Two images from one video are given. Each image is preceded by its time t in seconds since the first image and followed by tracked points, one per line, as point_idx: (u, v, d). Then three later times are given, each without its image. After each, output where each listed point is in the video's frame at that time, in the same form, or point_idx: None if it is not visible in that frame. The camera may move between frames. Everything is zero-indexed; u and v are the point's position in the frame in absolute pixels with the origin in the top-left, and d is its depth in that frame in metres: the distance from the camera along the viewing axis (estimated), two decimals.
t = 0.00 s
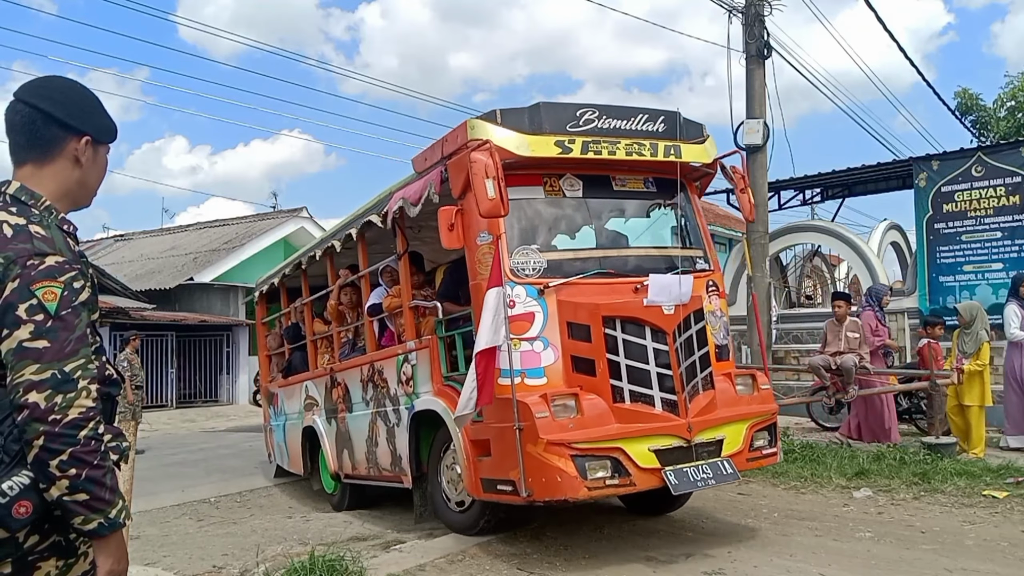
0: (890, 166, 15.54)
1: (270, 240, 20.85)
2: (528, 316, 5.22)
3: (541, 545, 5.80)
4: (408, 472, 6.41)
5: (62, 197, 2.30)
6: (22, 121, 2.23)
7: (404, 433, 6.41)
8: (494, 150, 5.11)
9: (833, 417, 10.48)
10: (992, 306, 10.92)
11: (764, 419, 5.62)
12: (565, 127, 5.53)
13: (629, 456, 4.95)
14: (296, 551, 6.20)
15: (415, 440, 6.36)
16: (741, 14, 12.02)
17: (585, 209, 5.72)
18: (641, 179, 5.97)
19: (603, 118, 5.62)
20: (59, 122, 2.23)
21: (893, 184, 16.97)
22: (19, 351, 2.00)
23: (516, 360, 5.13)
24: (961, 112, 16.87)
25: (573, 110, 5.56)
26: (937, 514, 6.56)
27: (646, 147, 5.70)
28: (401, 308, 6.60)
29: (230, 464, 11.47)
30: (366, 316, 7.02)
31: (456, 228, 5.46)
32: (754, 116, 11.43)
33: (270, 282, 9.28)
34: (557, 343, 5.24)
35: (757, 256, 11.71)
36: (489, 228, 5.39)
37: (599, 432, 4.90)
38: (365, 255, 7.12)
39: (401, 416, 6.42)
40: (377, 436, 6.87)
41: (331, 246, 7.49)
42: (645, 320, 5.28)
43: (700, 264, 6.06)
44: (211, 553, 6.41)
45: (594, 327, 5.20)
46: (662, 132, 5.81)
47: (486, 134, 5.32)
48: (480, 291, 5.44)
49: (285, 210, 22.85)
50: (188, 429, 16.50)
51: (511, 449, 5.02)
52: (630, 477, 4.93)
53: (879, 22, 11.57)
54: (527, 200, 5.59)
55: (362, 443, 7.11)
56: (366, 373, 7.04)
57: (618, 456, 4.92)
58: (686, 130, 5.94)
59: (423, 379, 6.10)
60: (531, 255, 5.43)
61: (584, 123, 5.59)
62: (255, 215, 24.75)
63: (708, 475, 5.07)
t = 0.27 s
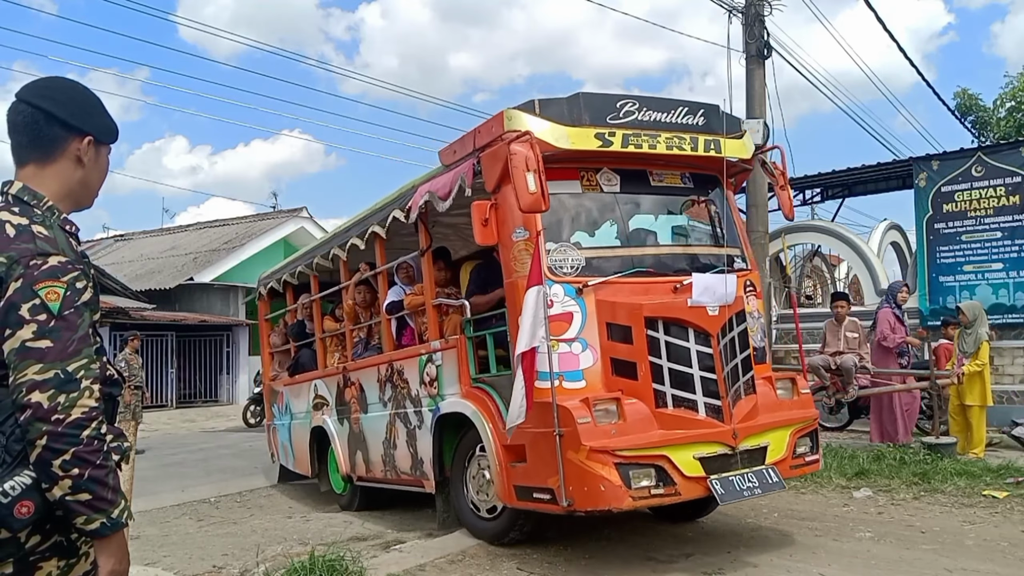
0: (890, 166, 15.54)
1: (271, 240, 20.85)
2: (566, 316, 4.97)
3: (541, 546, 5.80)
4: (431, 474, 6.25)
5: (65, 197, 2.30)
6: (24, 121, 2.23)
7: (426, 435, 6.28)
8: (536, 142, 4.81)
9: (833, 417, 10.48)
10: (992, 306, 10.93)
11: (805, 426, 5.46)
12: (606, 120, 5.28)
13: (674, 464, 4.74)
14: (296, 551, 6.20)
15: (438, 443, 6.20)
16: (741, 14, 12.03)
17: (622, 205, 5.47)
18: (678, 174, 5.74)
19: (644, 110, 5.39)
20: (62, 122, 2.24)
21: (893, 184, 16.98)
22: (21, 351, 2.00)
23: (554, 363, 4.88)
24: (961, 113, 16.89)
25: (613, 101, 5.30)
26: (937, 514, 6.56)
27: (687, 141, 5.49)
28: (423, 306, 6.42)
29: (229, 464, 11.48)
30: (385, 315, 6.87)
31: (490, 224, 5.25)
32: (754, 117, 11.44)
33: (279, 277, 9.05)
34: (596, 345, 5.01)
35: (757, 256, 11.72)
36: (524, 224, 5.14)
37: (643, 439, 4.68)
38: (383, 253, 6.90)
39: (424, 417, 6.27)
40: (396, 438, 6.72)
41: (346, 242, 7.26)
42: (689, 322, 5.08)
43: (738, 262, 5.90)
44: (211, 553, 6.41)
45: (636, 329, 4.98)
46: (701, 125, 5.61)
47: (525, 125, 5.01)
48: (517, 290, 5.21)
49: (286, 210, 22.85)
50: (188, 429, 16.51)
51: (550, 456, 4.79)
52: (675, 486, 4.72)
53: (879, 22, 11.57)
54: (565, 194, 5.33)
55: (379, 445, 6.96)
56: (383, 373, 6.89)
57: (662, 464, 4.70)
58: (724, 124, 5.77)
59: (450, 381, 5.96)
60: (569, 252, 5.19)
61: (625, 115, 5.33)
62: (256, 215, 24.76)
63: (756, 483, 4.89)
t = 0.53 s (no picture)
0: (890, 166, 15.54)
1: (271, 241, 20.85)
2: (604, 325, 4.77)
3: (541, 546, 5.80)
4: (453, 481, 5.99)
5: (65, 197, 2.30)
6: (25, 121, 2.23)
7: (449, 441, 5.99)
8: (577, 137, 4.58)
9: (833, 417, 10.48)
10: (992, 306, 10.94)
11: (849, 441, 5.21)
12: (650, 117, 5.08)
13: (719, 482, 4.48)
14: (296, 551, 6.20)
15: (461, 450, 5.93)
16: (741, 14, 12.03)
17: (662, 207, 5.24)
18: (718, 175, 5.54)
19: (688, 108, 5.19)
20: (63, 122, 2.24)
21: (893, 184, 16.98)
22: (22, 351, 2.00)
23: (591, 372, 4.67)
24: (961, 112, 16.89)
25: (657, 98, 5.11)
26: (937, 514, 6.57)
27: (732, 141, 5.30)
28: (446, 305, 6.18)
29: (229, 464, 11.49)
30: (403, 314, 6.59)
31: (525, 227, 5.03)
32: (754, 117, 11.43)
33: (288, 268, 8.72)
34: (634, 355, 4.81)
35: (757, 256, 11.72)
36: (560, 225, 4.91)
37: (687, 456, 4.43)
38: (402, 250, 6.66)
39: (446, 421, 6.00)
40: (414, 441, 6.45)
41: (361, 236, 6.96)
42: (734, 333, 4.74)
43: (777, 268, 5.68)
44: (211, 553, 6.41)
45: (677, 338, 4.71)
46: (745, 125, 5.42)
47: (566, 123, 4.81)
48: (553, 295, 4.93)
49: (286, 210, 22.85)
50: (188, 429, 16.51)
51: (588, 472, 4.55)
52: (720, 506, 4.46)
53: (879, 22, 11.57)
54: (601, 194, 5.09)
55: (396, 448, 6.68)
56: (402, 373, 6.62)
57: (707, 483, 4.44)
58: (769, 124, 5.58)
59: (475, 386, 5.69)
60: (608, 257, 4.96)
61: (668, 113, 5.14)
62: (255, 215, 24.76)
63: (802, 504, 4.64)
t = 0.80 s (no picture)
0: (890, 166, 15.53)
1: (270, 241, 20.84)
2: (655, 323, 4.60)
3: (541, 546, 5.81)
4: (484, 486, 5.75)
5: (65, 197, 2.30)
6: (25, 121, 2.23)
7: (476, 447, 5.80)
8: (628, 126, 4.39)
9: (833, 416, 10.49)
10: (992, 306, 10.95)
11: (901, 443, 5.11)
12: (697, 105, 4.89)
13: (778, 490, 4.35)
14: (296, 551, 6.20)
15: (490, 455, 5.71)
16: (741, 14, 12.04)
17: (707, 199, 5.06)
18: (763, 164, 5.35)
19: (736, 95, 5.00)
20: (63, 122, 2.24)
21: (893, 184, 16.97)
22: (20, 351, 2.00)
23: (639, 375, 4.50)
24: (961, 112, 16.88)
25: (705, 84, 4.90)
26: (936, 514, 6.57)
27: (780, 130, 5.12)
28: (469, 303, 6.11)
29: (229, 464, 11.49)
30: (425, 312, 6.45)
31: (566, 219, 4.76)
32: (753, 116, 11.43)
33: (299, 264, 8.50)
34: (684, 355, 4.66)
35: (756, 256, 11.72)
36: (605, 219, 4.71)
37: (744, 463, 4.30)
38: (422, 246, 6.57)
39: (474, 425, 5.81)
40: (437, 446, 6.28)
41: (378, 231, 6.95)
42: (789, 330, 4.64)
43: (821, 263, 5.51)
44: (211, 553, 6.41)
45: (732, 338, 4.59)
46: (792, 112, 5.24)
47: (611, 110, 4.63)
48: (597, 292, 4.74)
49: (285, 210, 22.85)
50: (188, 429, 16.50)
51: (642, 481, 4.39)
52: (780, 514, 4.33)
53: (879, 22, 11.57)
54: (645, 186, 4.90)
55: (416, 452, 6.52)
56: (423, 375, 6.44)
57: (768, 490, 4.31)
58: (816, 111, 5.40)
59: (508, 390, 5.49)
60: (655, 253, 4.79)
61: (716, 100, 4.95)
62: (255, 215, 24.77)
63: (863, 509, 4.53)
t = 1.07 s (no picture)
0: (891, 166, 15.53)
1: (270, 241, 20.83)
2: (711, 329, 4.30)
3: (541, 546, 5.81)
4: (517, 496, 5.45)
5: (62, 197, 2.30)
6: (22, 121, 2.23)
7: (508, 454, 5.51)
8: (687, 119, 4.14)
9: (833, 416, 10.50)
10: (992, 306, 10.96)
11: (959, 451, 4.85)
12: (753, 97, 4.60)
13: (845, 507, 4.05)
14: (296, 551, 6.20)
15: (524, 465, 5.42)
16: (741, 14, 12.04)
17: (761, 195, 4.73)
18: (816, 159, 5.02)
19: (792, 86, 4.70)
20: (60, 122, 2.24)
21: (893, 183, 16.97)
22: (19, 351, 2.00)
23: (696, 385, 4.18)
24: (961, 112, 16.88)
25: (760, 74, 4.62)
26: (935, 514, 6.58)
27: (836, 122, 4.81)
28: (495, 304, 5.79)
29: (230, 464, 11.49)
30: (447, 312, 6.15)
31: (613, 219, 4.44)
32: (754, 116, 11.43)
33: (306, 257, 8.18)
34: (741, 364, 4.36)
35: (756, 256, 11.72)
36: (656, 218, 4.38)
37: (811, 478, 4.00)
38: (444, 241, 6.30)
39: (506, 432, 5.51)
40: (463, 451, 6.00)
41: (395, 224, 6.72)
42: (854, 337, 4.32)
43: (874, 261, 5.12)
44: (211, 553, 6.41)
45: (793, 346, 4.28)
46: (847, 104, 4.92)
47: (662, 102, 4.35)
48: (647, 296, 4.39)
49: (285, 210, 22.84)
50: (188, 429, 16.50)
51: (699, 498, 4.09)
52: (847, 532, 4.04)
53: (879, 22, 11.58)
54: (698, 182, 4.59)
55: (438, 457, 6.25)
56: (447, 377, 6.15)
57: (834, 507, 4.01)
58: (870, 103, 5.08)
59: (544, 396, 5.21)
60: (709, 253, 4.47)
61: (772, 90, 4.65)
62: (255, 215, 24.76)
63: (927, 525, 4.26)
